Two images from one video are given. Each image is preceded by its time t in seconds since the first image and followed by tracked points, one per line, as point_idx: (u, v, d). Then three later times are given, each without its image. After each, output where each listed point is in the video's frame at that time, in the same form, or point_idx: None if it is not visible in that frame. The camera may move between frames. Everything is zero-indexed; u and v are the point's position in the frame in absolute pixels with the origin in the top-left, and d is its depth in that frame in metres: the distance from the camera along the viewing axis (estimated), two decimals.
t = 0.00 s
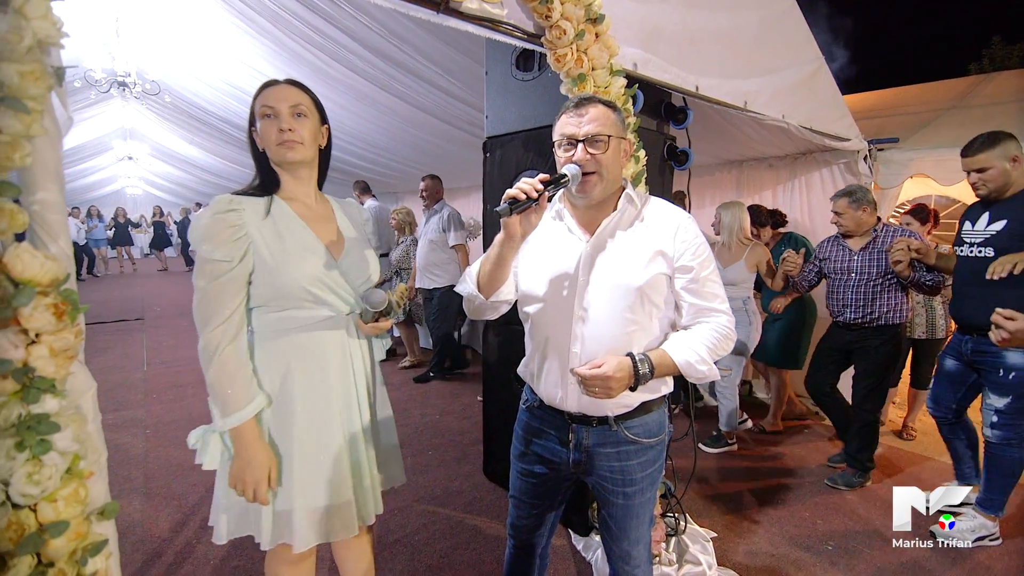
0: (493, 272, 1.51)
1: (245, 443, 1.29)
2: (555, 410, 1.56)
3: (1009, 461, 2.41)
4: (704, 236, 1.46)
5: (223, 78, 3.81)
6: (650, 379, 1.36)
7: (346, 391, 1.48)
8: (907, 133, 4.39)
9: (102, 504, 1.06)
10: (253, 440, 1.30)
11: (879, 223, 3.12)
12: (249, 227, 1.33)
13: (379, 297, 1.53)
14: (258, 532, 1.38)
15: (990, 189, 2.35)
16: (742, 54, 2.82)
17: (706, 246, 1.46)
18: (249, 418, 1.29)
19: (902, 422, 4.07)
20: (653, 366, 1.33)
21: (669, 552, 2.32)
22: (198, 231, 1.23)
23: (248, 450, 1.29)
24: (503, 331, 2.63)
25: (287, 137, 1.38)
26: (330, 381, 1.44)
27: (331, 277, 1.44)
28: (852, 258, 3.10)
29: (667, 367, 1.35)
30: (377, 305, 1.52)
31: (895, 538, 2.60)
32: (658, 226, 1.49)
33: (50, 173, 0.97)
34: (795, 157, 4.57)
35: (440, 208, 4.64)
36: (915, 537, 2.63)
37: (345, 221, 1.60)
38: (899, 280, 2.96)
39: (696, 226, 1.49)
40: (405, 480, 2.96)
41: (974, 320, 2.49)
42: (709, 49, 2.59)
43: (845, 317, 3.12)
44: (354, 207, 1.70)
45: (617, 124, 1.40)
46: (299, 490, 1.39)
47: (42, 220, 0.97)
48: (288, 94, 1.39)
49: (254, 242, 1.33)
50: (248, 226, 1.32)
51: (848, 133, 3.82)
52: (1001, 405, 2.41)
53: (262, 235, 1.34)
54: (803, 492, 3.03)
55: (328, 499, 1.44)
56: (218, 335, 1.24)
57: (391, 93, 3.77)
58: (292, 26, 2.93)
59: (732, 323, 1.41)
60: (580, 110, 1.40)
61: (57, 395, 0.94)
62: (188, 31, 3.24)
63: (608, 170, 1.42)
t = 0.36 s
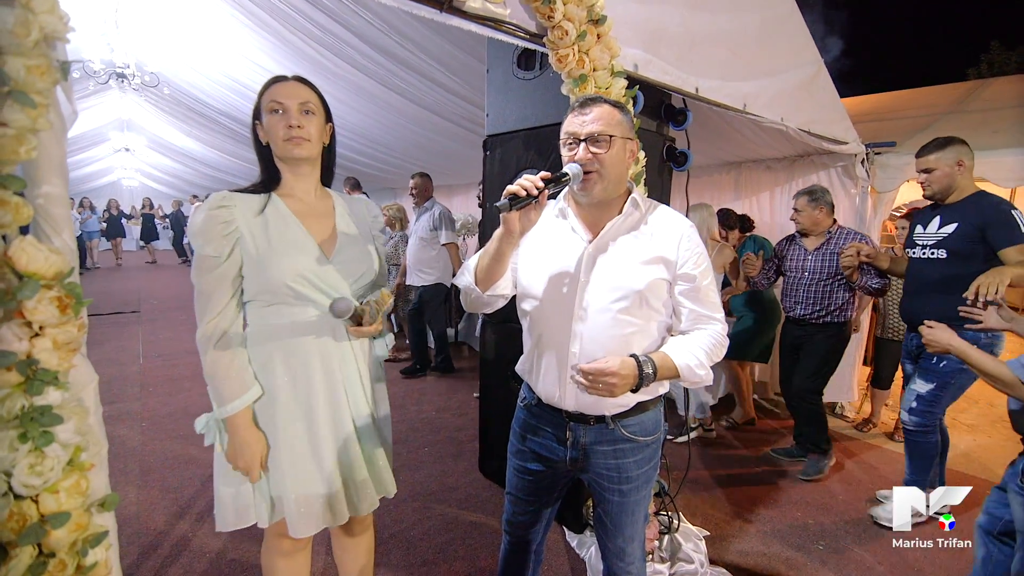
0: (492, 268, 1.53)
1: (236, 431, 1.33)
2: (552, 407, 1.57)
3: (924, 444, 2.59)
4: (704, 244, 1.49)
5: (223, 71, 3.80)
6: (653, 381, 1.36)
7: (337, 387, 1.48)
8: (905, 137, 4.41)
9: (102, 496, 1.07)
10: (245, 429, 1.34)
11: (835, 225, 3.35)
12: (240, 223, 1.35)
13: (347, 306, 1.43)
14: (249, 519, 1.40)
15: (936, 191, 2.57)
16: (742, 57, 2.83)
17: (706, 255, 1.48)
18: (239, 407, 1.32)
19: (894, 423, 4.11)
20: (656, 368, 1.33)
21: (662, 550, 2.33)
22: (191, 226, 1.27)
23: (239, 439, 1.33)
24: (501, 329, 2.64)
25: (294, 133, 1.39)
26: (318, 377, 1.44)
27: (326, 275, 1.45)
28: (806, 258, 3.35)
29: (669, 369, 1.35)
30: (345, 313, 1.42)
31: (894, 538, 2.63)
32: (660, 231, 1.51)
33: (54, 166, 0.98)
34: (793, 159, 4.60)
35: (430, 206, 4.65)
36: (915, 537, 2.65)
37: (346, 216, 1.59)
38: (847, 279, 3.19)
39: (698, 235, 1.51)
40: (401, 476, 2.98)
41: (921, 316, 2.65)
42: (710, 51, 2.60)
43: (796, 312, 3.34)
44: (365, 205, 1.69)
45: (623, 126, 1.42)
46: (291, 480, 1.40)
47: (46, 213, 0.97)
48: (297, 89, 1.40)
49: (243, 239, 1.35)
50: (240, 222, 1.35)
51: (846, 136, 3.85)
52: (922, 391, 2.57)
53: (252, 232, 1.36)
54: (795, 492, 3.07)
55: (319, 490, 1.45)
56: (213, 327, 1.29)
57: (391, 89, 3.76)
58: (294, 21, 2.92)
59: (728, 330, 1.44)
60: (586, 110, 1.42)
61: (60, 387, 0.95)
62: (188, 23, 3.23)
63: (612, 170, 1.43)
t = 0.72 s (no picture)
0: (503, 272, 1.52)
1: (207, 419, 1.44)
2: (558, 412, 1.58)
3: (902, 451, 2.64)
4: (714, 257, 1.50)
5: (230, 78, 3.84)
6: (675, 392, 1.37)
7: (297, 399, 1.43)
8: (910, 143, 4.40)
9: (112, 499, 1.08)
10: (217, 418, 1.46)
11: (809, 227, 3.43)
12: (236, 230, 1.46)
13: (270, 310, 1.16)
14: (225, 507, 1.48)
15: (903, 192, 2.68)
16: (746, 63, 2.85)
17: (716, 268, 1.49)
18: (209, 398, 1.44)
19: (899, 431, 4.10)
20: (679, 379, 1.34)
21: (666, 556, 2.33)
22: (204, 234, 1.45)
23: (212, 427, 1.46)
24: (505, 334, 2.65)
25: (301, 141, 1.41)
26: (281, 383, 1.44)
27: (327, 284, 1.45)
28: (781, 259, 3.42)
29: (689, 380, 1.35)
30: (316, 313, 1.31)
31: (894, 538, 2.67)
32: (672, 241, 1.52)
33: (69, 174, 1.00)
34: (797, 164, 4.60)
35: (419, 210, 4.65)
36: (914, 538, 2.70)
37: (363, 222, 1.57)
38: (820, 280, 3.28)
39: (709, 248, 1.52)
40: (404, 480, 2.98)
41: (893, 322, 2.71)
42: (714, 58, 2.61)
43: (772, 313, 3.40)
44: (378, 209, 1.62)
45: (645, 137, 1.44)
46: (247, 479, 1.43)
47: (60, 220, 0.99)
48: (303, 98, 1.43)
49: (236, 246, 1.45)
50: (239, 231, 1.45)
51: (850, 142, 3.85)
52: (897, 399, 2.63)
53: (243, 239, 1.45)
54: (800, 498, 3.06)
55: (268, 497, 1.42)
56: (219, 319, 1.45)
57: (396, 94, 3.79)
58: (300, 28, 2.95)
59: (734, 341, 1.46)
60: (610, 117, 1.44)
61: (73, 391, 0.97)
62: (195, 29, 3.27)
63: (631, 179, 1.44)
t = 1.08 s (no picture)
0: (503, 276, 1.53)
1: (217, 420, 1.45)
2: (562, 416, 1.57)
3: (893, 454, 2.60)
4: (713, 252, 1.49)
5: (236, 82, 3.87)
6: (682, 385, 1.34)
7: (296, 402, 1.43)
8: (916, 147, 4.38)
9: (116, 500, 1.08)
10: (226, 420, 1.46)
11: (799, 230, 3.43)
12: (241, 234, 1.44)
13: (290, 302, 1.14)
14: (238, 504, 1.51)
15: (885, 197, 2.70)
16: (750, 67, 2.85)
17: (716, 262, 1.48)
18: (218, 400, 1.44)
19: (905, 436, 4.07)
20: (686, 371, 1.32)
21: (669, 561, 2.32)
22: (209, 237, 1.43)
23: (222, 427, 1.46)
24: (508, 337, 2.65)
25: (309, 146, 1.41)
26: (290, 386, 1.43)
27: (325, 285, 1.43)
28: (772, 263, 3.43)
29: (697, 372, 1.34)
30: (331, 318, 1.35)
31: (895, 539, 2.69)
32: (669, 238, 1.52)
33: (77, 176, 1.01)
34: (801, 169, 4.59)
35: (415, 212, 4.68)
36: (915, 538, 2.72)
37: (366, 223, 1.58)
38: (810, 284, 3.30)
39: (707, 243, 1.51)
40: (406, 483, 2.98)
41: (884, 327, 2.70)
42: (719, 62, 2.61)
43: (763, 318, 3.41)
44: (380, 211, 1.63)
45: (631, 136, 1.43)
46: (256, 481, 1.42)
47: (68, 222, 1.00)
48: (310, 104, 1.43)
49: (243, 249, 1.44)
50: (243, 234, 1.44)
51: (855, 146, 3.84)
52: (882, 400, 2.63)
53: (250, 243, 1.44)
54: (804, 503, 3.04)
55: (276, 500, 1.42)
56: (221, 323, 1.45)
57: (400, 97, 3.80)
58: (306, 32, 2.97)
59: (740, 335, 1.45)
60: (594, 119, 1.44)
61: (78, 392, 0.97)
62: (202, 34, 3.29)
63: (621, 177, 1.44)
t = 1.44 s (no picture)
0: (497, 284, 1.52)
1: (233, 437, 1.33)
2: (562, 417, 1.57)
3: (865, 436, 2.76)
4: (708, 249, 1.49)
5: (236, 83, 3.86)
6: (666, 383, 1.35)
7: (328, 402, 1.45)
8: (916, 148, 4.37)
9: (114, 503, 1.07)
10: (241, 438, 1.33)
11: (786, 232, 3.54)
12: (254, 235, 1.38)
13: (349, 309, 1.37)
14: (256, 521, 1.43)
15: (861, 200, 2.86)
16: (751, 68, 2.84)
17: (710, 259, 1.47)
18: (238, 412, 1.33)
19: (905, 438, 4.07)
20: (670, 369, 1.33)
21: (670, 563, 2.31)
22: (207, 237, 1.31)
23: (234, 446, 1.33)
24: (508, 338, 2.65)
25: (317, 149, 1.41)
26: (324, 386, 1.44)
27: (335, 284, 1.44)
28: (759, 262, 3.52)
29: (684, 370, 1.34)
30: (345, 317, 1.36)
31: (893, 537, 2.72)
32: (661, 237, 1.51)
33: (76, 177, 1.00)
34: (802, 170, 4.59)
35: (414, 213, 4.74)
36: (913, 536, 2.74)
37: (359, 224, 1.59)
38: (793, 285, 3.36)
39: (701, 239, 1.50)
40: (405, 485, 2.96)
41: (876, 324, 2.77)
42: (719, 63, 2.61)
43: (749, 316, 3.45)
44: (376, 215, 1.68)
45: (616, 138, 1.42)
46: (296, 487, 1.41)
47: (66, 223, 1.00)
48: (315, 106, 1.42)
49: (258, 250, 1.38)
50: (253, 234, 1.38)
51: (856, 148, 3.83)
52: (857, 385, 2.79)
53: (266, 244, 1.39)
54: (804, 505, 3.03)
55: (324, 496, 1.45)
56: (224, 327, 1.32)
57: (399, 98, 3.80)
58: (307, 33, 2.97)
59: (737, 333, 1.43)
60: (576, 125, 1.43)
61: (76, 394, 0.96)
62: (202, 34, 3.28)
63: (609, 181, 1.44)
